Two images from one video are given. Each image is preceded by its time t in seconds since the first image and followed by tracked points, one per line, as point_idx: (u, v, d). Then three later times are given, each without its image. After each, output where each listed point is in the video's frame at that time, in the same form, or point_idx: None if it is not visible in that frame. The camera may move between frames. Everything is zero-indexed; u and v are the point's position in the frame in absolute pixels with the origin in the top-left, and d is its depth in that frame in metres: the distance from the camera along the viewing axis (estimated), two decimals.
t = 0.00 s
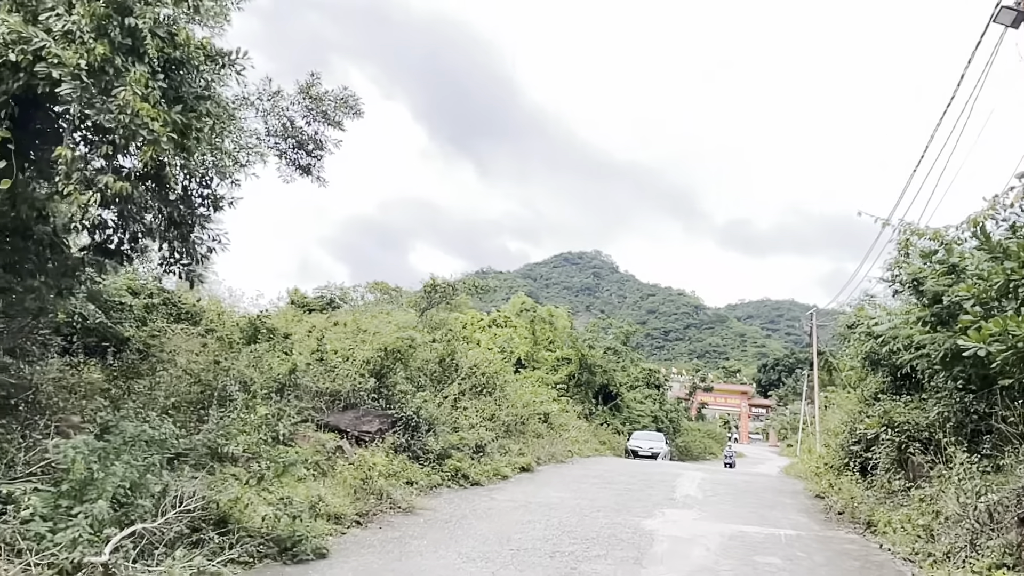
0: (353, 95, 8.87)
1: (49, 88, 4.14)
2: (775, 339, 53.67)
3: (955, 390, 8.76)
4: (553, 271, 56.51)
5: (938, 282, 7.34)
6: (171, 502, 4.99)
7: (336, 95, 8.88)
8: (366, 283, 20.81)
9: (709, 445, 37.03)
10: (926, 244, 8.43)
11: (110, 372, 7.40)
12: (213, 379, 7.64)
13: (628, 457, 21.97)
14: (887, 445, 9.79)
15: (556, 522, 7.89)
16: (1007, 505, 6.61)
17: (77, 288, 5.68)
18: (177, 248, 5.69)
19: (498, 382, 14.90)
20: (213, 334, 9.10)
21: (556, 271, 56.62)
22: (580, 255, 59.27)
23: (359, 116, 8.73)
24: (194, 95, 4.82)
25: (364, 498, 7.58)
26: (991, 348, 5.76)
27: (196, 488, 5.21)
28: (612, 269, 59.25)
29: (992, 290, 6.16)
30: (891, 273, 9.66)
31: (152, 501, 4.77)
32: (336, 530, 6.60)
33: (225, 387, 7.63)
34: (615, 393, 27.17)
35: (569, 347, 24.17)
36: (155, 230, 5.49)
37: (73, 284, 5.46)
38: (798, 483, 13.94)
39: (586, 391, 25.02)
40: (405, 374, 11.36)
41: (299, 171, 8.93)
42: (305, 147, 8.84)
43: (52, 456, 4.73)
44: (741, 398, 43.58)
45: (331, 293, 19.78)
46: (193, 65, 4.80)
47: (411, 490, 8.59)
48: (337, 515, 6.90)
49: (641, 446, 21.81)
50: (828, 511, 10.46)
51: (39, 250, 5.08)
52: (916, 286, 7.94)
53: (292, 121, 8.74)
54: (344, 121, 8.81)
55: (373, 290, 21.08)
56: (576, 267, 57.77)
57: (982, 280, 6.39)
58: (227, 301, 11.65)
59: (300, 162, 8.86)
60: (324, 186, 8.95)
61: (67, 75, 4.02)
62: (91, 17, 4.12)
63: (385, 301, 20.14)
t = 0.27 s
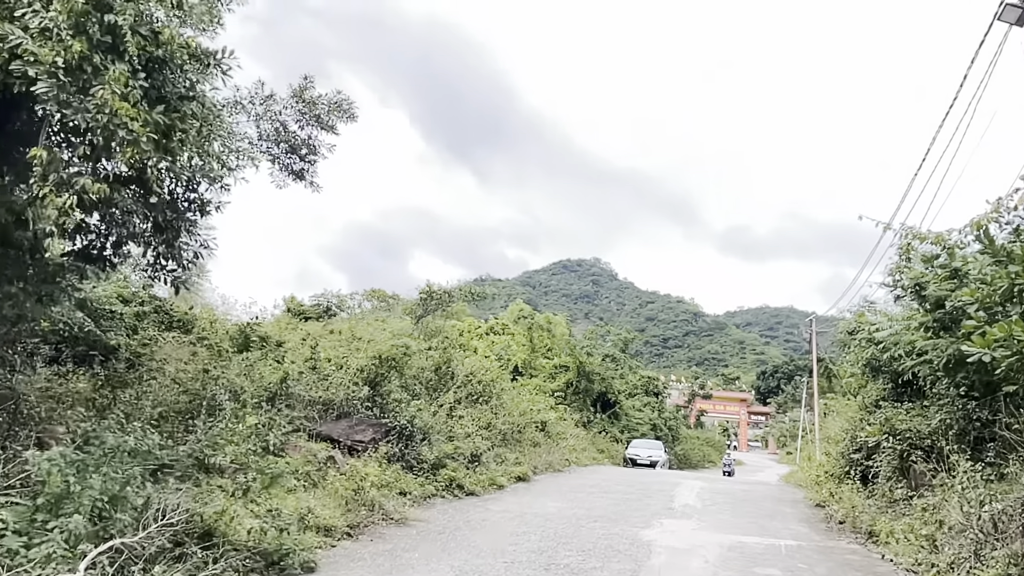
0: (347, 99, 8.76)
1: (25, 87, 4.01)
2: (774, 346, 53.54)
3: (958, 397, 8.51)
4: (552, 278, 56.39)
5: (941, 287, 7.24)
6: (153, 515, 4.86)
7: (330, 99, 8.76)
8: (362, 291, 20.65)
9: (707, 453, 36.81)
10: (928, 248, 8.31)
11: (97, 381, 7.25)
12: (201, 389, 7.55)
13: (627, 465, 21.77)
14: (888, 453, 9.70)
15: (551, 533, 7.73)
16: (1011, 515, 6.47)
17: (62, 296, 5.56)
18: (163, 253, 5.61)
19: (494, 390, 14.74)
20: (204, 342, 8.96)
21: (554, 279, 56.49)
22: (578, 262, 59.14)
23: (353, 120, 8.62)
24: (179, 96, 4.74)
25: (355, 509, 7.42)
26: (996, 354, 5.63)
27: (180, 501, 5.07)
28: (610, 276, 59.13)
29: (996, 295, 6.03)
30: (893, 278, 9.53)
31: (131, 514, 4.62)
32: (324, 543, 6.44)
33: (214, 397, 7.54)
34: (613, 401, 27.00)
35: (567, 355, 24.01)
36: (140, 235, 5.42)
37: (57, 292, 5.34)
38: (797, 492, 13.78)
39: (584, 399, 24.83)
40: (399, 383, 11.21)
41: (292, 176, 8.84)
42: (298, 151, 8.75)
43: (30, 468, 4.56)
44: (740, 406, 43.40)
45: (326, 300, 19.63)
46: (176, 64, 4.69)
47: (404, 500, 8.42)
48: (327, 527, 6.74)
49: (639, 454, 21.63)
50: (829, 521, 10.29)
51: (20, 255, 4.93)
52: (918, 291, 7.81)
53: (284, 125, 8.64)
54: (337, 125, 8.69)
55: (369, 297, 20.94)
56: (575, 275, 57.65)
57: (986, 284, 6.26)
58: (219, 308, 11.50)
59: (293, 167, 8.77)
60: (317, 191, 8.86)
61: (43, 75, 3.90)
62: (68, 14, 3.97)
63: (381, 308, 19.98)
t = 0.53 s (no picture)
0: (345, 104, 8.66)
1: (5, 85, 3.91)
2: (777, 356, 53.29)
3: (965, 406, 8.45)
4: (555, 287, 56.24)
5: (949, 294, 7.10)
6: (138, 528, 4.73)
7: (329, 103, 8.67)
8: (363, 299, 20.54)
9: (710, 463, 36.51)
10: (936, 255, 8.16)
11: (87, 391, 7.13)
12: (195, 397, 7.38)
13: (629, 476, 21.56)
14: (895, 464, 9.45)
15: (550, 546, 7.56)
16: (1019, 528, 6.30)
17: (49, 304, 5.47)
18: (154, 257, 5.65)
19: (495, 400, 14.59)
20: (198, 350, 8.85)
21: (557, 288, 56.32)
22: (581, 271, 58.99)
23: (351, 125, 8.53)
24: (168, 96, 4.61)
25: (350, 521, 7.26)
26: (1008, 362, 5.48)
27: (166, 513, 4.95)
28: (613, 286, 58.98)
29: (1007, 302, 5.89)
30: (899, 286, 9.38)
31: (116, 528, 4.48)
32: (316, 556, 6.30)
33: (208, 406, 7.38)
34: (616, 410, 26.79)
35: (568, 364, 23.86)
36: (130, 241, 5.47)
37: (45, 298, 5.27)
38: (802, 504, 13.58)
39: (585, 409, 24.63)
40: (397, 392, 11.07)
41: (290, 181, 8.75)
42: (296, 157, 8.65)
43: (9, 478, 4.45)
44: (744, 416, 43.12)
45: (327, 308, 19.52)
46: (162, 63, 4.58)
47: (400, 512, 8.27)
48: (320, 540, 6.61)
49: (642, 464, 21.42)
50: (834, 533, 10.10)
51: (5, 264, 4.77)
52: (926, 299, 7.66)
53: (282, 129, 8.55)
54: (336, 129, 8.60)
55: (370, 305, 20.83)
56: (578, 284, 57.47)
57: (997, 291, 6.12)
58: (217, 316, 11.39)
59: (291, 173, 8.67)
60: (314, 197, 8.75)
61: (23, 74, 3.81)
62: (52, 11, 3.88)
63: (382, 317, 19.87)
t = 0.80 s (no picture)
0: (344, 113, 8.62)
1: None
2: (784, 367, 52.95)
3: (977, 415, 8.24)
4: (559, 299, 56.08)
5: (960, 301, 6.96)
6: (127, 547, 4.61)
7: (328, 113, 8.62)
8: (366, 312, 20.43)
9: (717, 475, 36.14)
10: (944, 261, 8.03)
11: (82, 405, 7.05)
12: (190, 412, 7.33)
13: (635, 489, 21.31)
14: (906, 476, 9.24)
15: (553, 562, 7.39)
16: None
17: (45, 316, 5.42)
18: (146, 269, 5.71)
19: (498, 413, 14.43)
20: (195, 363, 8.76)
21: (562, 299, 56.14)
22: (585, 282, 58.81)
23: (351, 134, 8.47)
24: (156, 102, 4.55)
25: (348, 537, 7.09)
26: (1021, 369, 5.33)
27: (155, 532, 4.86)
28: (618, 297, 58.79)
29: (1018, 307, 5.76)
30: (907, 293, 9.22)
31: (102, 546, 4.43)
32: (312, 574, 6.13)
33: (204, 421, 7.34)
34: (621, 423, 26.56)
35: (573, 376, 23.69)
36: (121, 251, 5.51)
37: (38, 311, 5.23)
38: (810, 517, 13.35)
39: (590, 421, 24.39)
40: (398, 405, 10.94)
41: (289, 192, 8.70)
42: (295, 167, 8.61)
43: None
44: (750, 427, 42.76)
45: (330, 321, 19.42)
46: (151, 68, 4.54)
47: (400, 527, 8.11)
48: (317, 557, 6.43)
49: (647, 477, 21.18)
50: (843, 547, 9.88)
51: None
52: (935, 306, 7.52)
53: (281, 139, 8.49)
54: (335, 139, 8.54)
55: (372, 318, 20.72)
56: (582, 295, 57.27)
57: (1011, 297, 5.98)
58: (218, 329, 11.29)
59: (290, 184, 8.62)
60: (313, 207, 8.71)
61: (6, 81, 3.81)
62: (36, 14, 3.85)
63: (385, 330, 19.74)
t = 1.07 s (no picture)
0: (347, 120, 8.52)
1: None
2: (794, 378, 52.49)
3: (993, 424, 8.15)
4: (568, 309, 55.88)
5: (975, 308, 6.78)
6: (116, 560, 4.77)
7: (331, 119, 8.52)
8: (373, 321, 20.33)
9: (727, 487, 35.74)
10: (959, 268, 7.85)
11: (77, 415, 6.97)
12: (188, 422, 7.13)
13: (643, 501, 21.04)
14: (919, 487, 9.03)
15: None
16: None
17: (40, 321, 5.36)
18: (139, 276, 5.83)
19: (504, 423, 14.26)
20: (196, 372, 8.66)
21: (570, 309, 55.92)
22: (593, 292, 58.60)
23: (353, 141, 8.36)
24: (147, 104, 4.49)
25: (347, 550, 6.93)
26: None
27: (146, 544, 5.03)
28: (626, 307, 58.52)
29: None
30: (921, 301, 9.02)
31: (87, 559, 4.50)
32: None
33: (202, 429, 7.19)
34: (629, 433, 26.30)
35: (580, 386, 23.49)
36: (115, 257, 5.65)
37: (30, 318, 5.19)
38: (822, 529, 13.07)
39: (598, 431, 24.14)
40: (402, 415, 10.80)
41: (291, 200, 8.60)
42: (297, 174, 8.51)
43: None
44: (760, 438, 42.33)
45: (336, 330, 19.32)
46: (143, 69, 4.45)
47: (401, 540, 7.95)
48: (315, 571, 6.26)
49: (656, 488, 20.91)
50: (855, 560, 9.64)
51: None
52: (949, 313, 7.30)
53: (283, 146, 8.38)
54: (338, 146, 8.45)
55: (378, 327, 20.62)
56: (590, 305, 57.04)
57: None
58: (222, 337, 11.19)
59: (292, 191, 8.53)
60: (315, 215, 8.62)
61: None
62: (23, 13, 3.78)
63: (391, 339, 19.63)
